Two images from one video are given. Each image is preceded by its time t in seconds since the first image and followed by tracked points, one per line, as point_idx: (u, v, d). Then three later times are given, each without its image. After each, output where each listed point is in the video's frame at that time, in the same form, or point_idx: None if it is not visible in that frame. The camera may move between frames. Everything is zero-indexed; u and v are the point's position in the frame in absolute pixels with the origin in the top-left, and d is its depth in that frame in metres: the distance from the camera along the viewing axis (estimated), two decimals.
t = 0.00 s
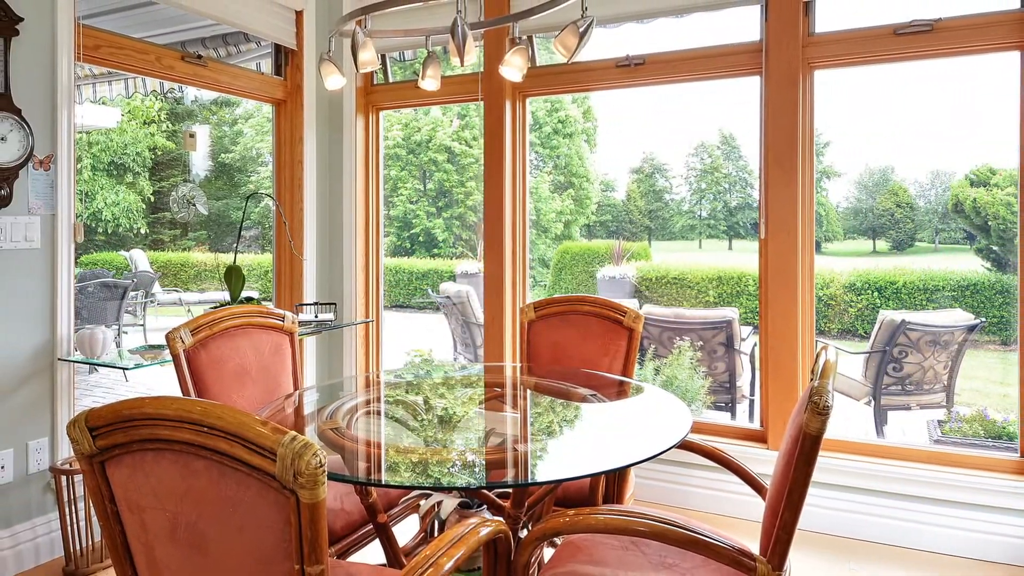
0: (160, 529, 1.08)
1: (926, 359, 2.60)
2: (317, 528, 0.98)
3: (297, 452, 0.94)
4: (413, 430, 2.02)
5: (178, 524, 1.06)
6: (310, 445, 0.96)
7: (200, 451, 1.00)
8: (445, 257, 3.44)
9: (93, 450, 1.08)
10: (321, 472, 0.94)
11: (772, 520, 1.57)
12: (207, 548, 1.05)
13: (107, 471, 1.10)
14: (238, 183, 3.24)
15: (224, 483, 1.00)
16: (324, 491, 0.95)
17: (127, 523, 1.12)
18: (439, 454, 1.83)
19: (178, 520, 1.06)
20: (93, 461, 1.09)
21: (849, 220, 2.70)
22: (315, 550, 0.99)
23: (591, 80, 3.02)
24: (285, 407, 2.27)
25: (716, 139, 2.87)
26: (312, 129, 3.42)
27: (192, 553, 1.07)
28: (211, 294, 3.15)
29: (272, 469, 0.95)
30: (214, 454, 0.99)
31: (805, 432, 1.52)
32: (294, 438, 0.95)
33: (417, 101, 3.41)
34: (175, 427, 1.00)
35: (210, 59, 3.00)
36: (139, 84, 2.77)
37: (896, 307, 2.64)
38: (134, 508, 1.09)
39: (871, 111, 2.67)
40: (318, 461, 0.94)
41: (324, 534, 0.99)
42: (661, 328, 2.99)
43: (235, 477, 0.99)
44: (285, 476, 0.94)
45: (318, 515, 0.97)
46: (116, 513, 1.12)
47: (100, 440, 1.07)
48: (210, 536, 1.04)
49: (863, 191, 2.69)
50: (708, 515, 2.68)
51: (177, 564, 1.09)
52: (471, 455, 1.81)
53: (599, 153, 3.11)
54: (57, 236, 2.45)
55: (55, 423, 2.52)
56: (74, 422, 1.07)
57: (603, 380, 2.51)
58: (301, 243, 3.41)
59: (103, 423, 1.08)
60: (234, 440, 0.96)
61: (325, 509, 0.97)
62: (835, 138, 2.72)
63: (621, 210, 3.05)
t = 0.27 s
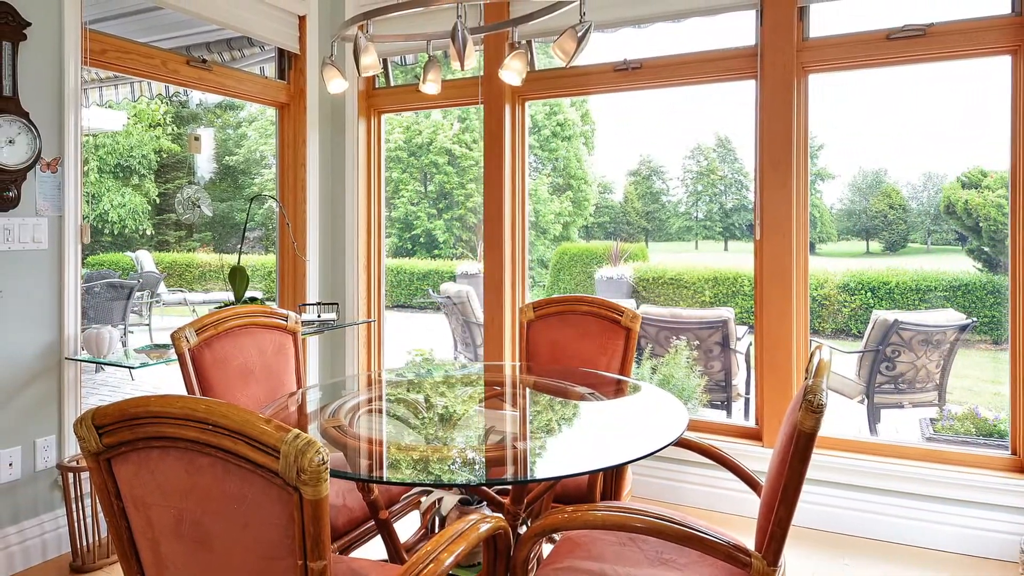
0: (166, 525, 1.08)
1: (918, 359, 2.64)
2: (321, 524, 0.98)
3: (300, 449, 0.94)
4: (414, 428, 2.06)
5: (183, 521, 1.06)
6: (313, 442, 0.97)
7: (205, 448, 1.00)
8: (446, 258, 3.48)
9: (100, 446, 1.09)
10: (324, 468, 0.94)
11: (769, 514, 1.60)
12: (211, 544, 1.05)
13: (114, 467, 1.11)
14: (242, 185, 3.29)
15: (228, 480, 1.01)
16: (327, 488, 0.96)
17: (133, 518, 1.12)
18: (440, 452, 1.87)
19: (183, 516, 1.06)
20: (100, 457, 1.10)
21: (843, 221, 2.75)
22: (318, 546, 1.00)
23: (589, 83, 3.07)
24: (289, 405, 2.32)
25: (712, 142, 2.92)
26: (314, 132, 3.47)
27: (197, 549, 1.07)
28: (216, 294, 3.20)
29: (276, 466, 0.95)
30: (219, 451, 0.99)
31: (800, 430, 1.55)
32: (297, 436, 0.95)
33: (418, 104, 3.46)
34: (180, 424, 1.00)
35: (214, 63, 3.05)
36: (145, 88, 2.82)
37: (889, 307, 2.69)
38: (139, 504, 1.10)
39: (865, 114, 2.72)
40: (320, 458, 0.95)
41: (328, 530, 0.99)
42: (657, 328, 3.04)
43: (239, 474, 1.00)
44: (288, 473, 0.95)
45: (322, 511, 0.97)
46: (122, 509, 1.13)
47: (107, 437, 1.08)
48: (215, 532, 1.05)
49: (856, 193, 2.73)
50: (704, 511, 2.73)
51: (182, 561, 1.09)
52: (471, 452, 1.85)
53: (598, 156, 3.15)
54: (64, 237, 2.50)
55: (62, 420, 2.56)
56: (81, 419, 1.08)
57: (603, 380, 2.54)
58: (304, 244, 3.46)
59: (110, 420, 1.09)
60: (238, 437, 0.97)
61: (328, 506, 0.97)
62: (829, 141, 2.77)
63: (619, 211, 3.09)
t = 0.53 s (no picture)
0: (171, 521, 1.10)
1: (911, 358, 2.69)
2: (324, 520, 1.01)
3: (303, 446, 0.97)
4: (415, 426, 2.11)
5: (187, 517, 1.09)
6: (315, 439, 0.99)
7: (210, 446, 1.02)
8: (446, 259, 3.53)
9: (105, 444, 1.11)
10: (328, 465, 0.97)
11: (765, 511, 1.64)
12: (217, 541, 1.07)
13: (119, 465, 1.13)
14: (246, 187, 3.34)
15: (234, 476, 1.03)
16: (330, 485, 0.98)
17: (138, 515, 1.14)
18: (441, 449, 1.91)
19: (188, 513, 1.08)
20: (105, 455, 1.12)
21: (837, 223, 2.79)
22: (321, 541, 1.02)
23: (588, 87, 3.12)
24: (292, 403, 2.36)
25: (708, 144, 2.97)
26: (317, 135, 3.52)
27: (201, 546, 1.09)
28: (220, 294, 3.24)
29: (280, 463, 0.98)
30: (223, 447, 1.01)
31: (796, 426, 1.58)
32: (301, 434, 0.98)
33: (418, 108, 3.51)
34: (185, 422, 1.03)
35: (219, 67, 3.10)
36: (150, 91, 2.87)
37: (882, 307, 2.74)
38: (145, 501, 1.12)
39: (858, 118, 2.76)
40: (324, 455, 0.97)
41: (331, 526, 1.02)
42: (654, 328, 3.09)
43: (244, 471, 1.02)
44: (292, 469, 0.97)
45: (325, 507, 0.99)
46: (128, 506, 1.15)
47: (112, 435, 1.10)
48: (220, 528, 1.07)
49: (850, 195, 2.78)
50: (700, 508, 2.77)
51: (187, 556, 1.11)
52: (471, 450, 1.89)
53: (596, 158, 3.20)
54: (71, 238, 2.54)
55: (69, 418, 2.60)
56: (87, 418, 1.10)
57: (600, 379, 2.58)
58: (306, 245, 3.51)
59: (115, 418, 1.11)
60: (242, 435, 0.99)
61: (330, 502, 1.00)
62: (823, 144, 2.82)
63: (617, 213, 3.14)
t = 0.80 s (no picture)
0: (176, 517, 1.14)
1: (904, 357, 2.73)
2: (325, 516, 1.04)
3: (306, 444, 1.00)
4: (416, 425, 2.15)
5: (192, 514, 1.13)
6: (318, 437, 1.02)
7: (214, 444, 1.06)
8: (447, 259, 3.57)
9: (112, 441, 1.15)
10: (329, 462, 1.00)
11: (758, 507, 1.68)
12: (221, 537, 1.11)
13: (126, 462, 1.17)
14: (250, 188, 3.39)
15: (237, 474, 1.07)
16: (332, 482, 1.01)
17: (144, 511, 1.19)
18: (442, 447, 1.96)
19: (192, 509, 1.12)
20: (112, 453, 1.17)
21: (831, 224, 2.84)
22: (323, 538, 1.06)
23: (586, 91, 3.17)
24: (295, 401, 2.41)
25: (704, 147, 3.01)
26: (319, 137, 3.57)
27: (206, 542, 1.13)
28: (225, 294, 3.29)
29: (282, 461, 1.01)
30: (226, 445, 1.05)
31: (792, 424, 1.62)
32: (303, 432, 1.01)
33: (419, 111, 3.56)
34: (190, 420, 1.06)
35: (223, 72, 3.15)
36: (155, 95, 2.91)
37: (875, 307, 2.78)
38: (150, 498, 1.16)
39: (852, 121, 2.81)
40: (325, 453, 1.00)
41: (332, 523, 1.05)
42: (651, 327, 3.14)
43: (247, 468, 1.06)
44: (295, 467, 1.00)
45: (326, 504, 1.02)
46: (134, 503, 1.19)
47: (119, 432, 1.14)
48: (223, 524, 1.11)
49: (844, 197, 2.83)
50: (696, 504, 2.82)
51: (192, 552, 1.15)
52: (471, 448, 1.94)
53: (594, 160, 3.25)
54: (78, 239, 2.59)
55: (75, 417, 2.65)
56: (96, 416, 1.14)
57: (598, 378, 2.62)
58: (308, 247, 3.56)
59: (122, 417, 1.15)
60: (246, 433, 1.02)
61: (332, 499, 1.03)
62: (817, 147, 2.86)
63: (614, 214, 3.19)
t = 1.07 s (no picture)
0: (180, 514, 1.19)
1: (897, 356, 2.78)
2: (327, 513, 1.08)
3: (309, 443, 1.04)
4: (417, 423, 2.19)
5: (196, 511, 1.17)
6: (321, 435, 1.06)
7: (219, 442, 1.10)
8: (448, 260, 3.62)
9: (118, 439, 1.19)
10: (331, 460, 1.04)
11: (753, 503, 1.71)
12: (224, 533, 1.16)
13: (131, 460, 1.21)
14: (254, 190, 3.43)
15: (241, 471, 1.11)
16: (334, 479, 1.05)
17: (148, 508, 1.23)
18: (443, 444, 2.00)
19: (197, 506, 1.17)
20: (118, 450, 1.21)
21: (826, 225, 2.88)
22: (325, 534, 1.10)
23: (583, 94, 3.21)
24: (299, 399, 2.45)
25: (700, 150, 3.06)
26: (322, 140, 3.62)
27: (210, 537, 1.18)
28: (229, 295, 3.33)
29: (285, 458, 1.05)
30: (230, 443, 1.09)
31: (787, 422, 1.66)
32: (307, 430, 1.05)
33: (420, 114, 3.61)
34: (195, 419, 1.10)
35: (226, 75, 3.20)
36: (160, 98, 2.96)
37: (869, 307, 2.83)
38: (156, 495, 1.20)
39: (846, 124, 2.85)
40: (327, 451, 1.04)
41: (335, 519, 1.09)
42: (648, 327, 3.18)
43: (251, 466, 1.10)
44: (298, 465, 1.04)
45: (327, 500, 1.07)
46: (139, 500, 1.24)
47: (124, 430, 1.18)
48: (226, 521, 1.15)
49: (839, 199, 2.87)
50: (693, 501, 2.86)
51: (196, 548, 1.20)
52: (471, 445, 1.98)
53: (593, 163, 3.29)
54: (85, 240, 2.63)
55: (82, 415, 2.69)
56: (102, 414, 1.18)
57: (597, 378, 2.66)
58: (310, 248, 3.61)
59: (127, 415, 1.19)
60: (250, 431, 1.06)
61: (334, 496, 1.07)
62: (811, 149, 2.91)
63: (612, 216, 3.23)
